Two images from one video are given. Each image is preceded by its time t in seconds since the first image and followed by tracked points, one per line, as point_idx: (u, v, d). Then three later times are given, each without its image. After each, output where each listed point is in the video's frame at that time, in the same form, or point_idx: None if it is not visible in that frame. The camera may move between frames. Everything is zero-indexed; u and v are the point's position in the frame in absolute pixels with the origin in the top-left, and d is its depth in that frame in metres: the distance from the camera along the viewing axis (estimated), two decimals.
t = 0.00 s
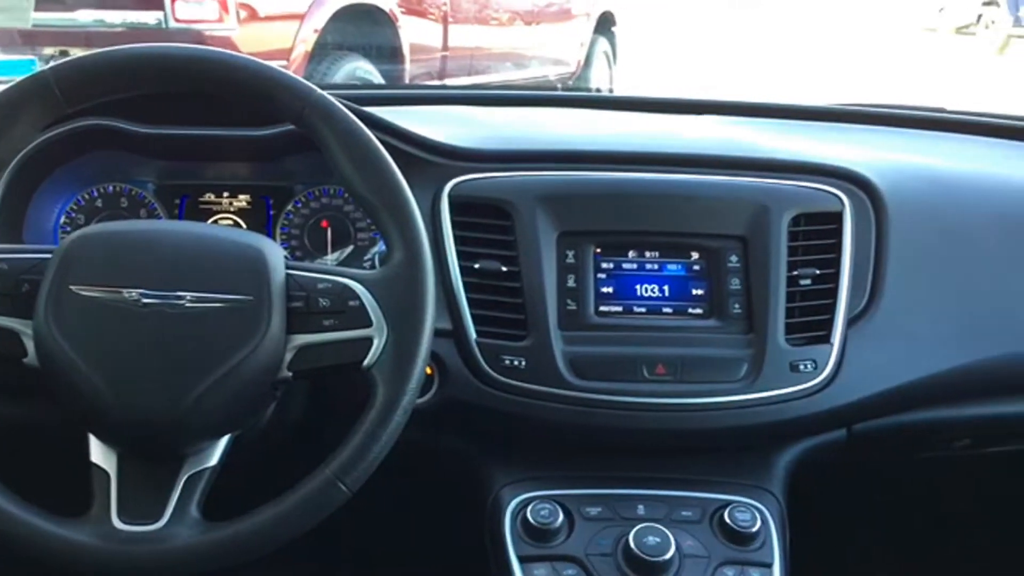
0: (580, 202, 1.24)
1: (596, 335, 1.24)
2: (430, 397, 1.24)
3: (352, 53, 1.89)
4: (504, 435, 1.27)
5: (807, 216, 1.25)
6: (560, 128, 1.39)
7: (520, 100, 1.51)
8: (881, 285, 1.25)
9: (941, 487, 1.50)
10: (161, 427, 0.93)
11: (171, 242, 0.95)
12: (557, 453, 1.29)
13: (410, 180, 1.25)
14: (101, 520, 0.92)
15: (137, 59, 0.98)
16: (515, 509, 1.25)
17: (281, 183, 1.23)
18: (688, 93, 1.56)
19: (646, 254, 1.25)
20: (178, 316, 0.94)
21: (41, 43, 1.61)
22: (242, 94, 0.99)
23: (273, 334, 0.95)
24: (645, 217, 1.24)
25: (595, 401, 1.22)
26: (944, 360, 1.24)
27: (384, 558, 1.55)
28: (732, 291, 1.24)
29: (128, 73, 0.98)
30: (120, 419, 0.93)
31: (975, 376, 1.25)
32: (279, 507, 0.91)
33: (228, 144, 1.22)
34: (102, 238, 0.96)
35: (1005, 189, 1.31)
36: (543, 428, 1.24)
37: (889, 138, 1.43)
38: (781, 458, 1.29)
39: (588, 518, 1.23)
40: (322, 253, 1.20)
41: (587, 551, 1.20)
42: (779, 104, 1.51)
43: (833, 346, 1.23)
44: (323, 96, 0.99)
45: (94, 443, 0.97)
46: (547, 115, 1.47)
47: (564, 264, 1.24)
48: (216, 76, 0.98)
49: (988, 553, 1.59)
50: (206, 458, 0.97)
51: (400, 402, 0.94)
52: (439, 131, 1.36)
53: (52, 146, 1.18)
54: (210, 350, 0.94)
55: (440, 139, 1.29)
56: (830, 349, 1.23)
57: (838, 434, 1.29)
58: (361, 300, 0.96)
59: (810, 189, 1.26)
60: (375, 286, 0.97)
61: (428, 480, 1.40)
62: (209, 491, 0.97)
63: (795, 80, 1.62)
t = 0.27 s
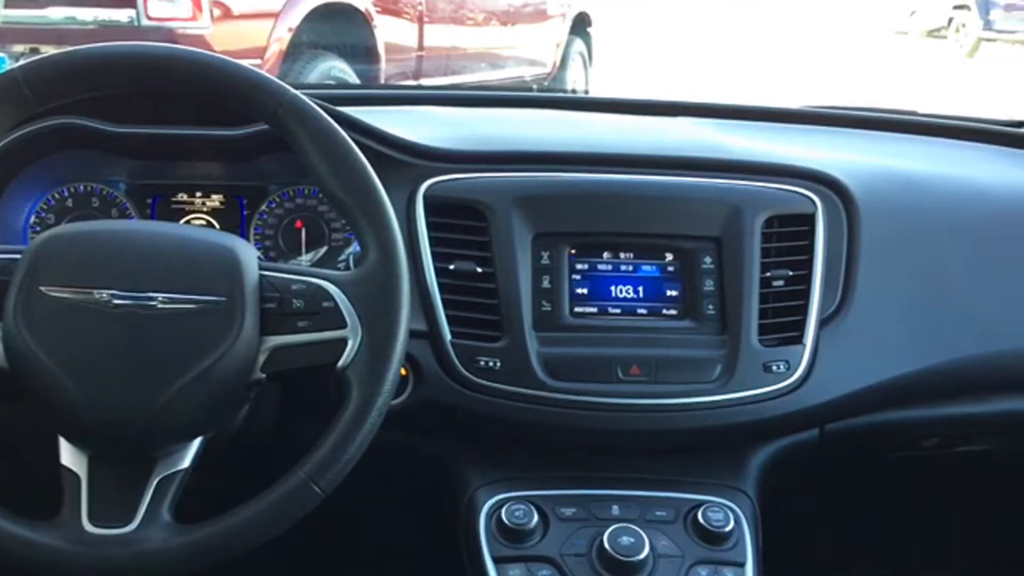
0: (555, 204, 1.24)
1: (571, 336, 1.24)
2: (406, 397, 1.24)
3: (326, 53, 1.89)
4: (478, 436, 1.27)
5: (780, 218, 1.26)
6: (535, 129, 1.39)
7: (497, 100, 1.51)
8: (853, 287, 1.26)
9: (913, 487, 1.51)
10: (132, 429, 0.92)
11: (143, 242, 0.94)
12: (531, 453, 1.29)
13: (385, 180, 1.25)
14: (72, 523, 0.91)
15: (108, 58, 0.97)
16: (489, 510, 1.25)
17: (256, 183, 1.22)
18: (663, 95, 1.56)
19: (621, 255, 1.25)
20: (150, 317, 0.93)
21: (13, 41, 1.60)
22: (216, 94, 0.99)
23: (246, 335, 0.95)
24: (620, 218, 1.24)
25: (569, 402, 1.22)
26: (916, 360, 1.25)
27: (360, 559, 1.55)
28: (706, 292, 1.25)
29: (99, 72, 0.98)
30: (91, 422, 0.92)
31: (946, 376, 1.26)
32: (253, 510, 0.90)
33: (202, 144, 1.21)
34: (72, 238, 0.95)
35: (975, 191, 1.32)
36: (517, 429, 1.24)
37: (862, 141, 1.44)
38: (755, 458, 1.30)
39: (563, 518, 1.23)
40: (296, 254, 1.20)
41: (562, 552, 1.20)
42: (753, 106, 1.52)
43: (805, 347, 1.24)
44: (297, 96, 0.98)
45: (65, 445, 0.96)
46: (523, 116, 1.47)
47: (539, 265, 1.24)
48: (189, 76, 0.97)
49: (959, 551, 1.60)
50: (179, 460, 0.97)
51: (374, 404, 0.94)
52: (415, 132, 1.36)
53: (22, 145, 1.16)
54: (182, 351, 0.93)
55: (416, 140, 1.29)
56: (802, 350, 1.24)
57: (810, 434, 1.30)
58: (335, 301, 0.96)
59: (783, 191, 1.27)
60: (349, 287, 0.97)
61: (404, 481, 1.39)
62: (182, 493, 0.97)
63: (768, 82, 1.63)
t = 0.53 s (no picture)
0: (530, 206, 1.25)
1: (546, 338, 1.24)
2: (380, 400, 1.24)
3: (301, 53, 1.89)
4: (453, 438, 1.27)
5: (753, 221, 1.27)
6: (511, 131, 1.39)
7: (473, 102, 1.51)
8: (825, 289, 1.27)
9: (884, 488, 1.52)
10: (102, 432, 0.91)
11: (114, 244, 0.94)
12: (506, 454, 1.29)
13: (359, 182, 1.25)
14: (40, 527, 0.90)
15: (79, 58, 0.97)
16: (463, 513, 1.25)
17: (228, 184, 1.22)
18: (638, 98, 1.57)
19: (595, 258, 1.25)
20: (121, 319, 0.92)
21: None
22: (188, 95, 0.98)
23: (219, 337, 0.94)
24: (594, 220, 1.25)
25: (543, 404, 1.23)
26: (887, 362, 1.26)
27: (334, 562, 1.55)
28: (681, 294, 1.25)
29: (69, 72, 0.97)
30: (60, 425, 0.92)
31: (917, 378, 1.27)
32: (226, 513, 0.90)
33: (175, 144, 1.21)
34: (42, 240, 0.94)
35: (945, 195, 1.34)
36: (492, 431, 1.24)
37: (834, 144, 1.45)
38: (728, 460, 1.30)
39: (537, 520, 1.23)
40: (270, 256, 1.19)
41: (535, 554, 1.20)
42: (727, 109, 1.53)
43: (778, 349, 1.25)
44: (271, 97, 0.98)
45: (34, 448, 0.95)
46: (498, 117, 1.47)
47: (514, 267, 1.24)
48: (161, 77, 0.97)
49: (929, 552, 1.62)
50: (150, 463, 0.96)
51: (348, 407, 0.93)
52: (389, 134, 1.36)
53: None
54: (154, 354, 0.93)
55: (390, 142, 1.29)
56: (775, 352, 1.25)
57: (783, 435, 1.31)
58: (308, 303, 0.95)
59: (756, 194, 1.27)
60: (324, 289, 0.97)
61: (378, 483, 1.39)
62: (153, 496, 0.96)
63: (742, 85, 1.64)
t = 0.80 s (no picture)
0: (504, 208, 1.25)
1: (519, 340, 1.24)
2: (353, 402, 1.23)
3: (275, 54, 1.88)
4: (426, 440, 1.27)
5: (725, 224, 1.27)
6: (485, 134, 1.39)
7: (447, 104, 1.51)
8: (796, 292, 1.28)
9: (854, 489, 1.53)
10: (70, 435, 0.91)
11: (83, 246, 0.93)
12: (479, 457, 1.29)
13: (332, 183, 1.25)
14: (6, 532, 0.90)
15: (47, 58, 0.96)
16: (436, 516, 1.25)
17: (200, 184, 1.21)
18: (612, 102, 1.58)
19: (568, 260, 1.26)
20: (90, 322, 0.91)
21: None
22: (159, 95, 0.97)
23: (190, 340, 0.93)
24: (568, 223, 1.25)
25: (517, 406, 1.23)
26: (857, 365, 1.27)
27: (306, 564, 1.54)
28: (654, 297, 1.26)
29: (38, 71, 0.96)
30: (27, 428, 0.90)
31: (887, 380, 1.29)
32: (196, 517, 0.89)
33: (147, 145, 1.21)
34: (9, 242, 0.93)
35: (915, 200, 1.35)
36: (465, 433, 1.24)
37: (806, 148, 1.46)
38: (700, 462, 1.31)
39: (510, 523, 1.23)
40: (241, 257, 1.18)
41: (508, 556, 1.20)
42: (700, 113, 1.53)
43: (750, 351, 1.26)
44: (243, 98, 0.97)
45: None
46: (472, 120, 1.47)
47: (488, 269, 1.24)
48: (131, 77, 0.96)
49: (899, 552, 1.63)
50: (119, 467, 0.95)
51: (320, 409, 0.92)
52: (363, 135, 1.36)
53: None
54: (123, 356, 0.92)
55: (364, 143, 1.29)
56: (747, 354, 1.26)
57: (755, 437, 1.31)
58: (281, 305, 0.95)
59: (729, 197, 1.28)
60: (296, 292, 0.96)
61: (351, 486, 1.38)
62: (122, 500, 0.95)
63: (714, 89, 1.65)
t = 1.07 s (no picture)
0: (477, 209, 1.25)
1: (493, 341, 1.24)
2: (327, 403, 1.23)
3: (248, 54, 1.87)
4: (399, 441, 1.26)
5: (698, 226, 1.28)
6: (459, 134, 1.39)
7: (422, 104, 1.50)
8: (769, 294, 1.28)
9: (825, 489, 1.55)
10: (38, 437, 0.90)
11: (50, 246, 0.92)
12: (453, 458, 1.29)
13: (306, 183, 1.24)
14: None
15: (16, 54, 0.95)
16: (410, 517, 1.24)
17: (170, 185, 1.20)
18: (586, 103, 1.58)
19: (542, 261, 1.26)
20: (59, 322, 0.91)
21: None
22: (130, 93, 0.97)
23: (160, 341, 0.92)
24: (542, 224, 1.25)
25: (490, 408, 1.22)
26: (829, 366, 1.28)
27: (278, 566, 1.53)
28: (627, 298, 1.26)
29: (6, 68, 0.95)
30: None
31: (858, 381, 1.30)
32: (167, 519, 0.88)
33: (118, 144, 1.20)
34: None
35: (886, 202, 1.36)
36: (438, 434, 1.24)
37: (778, 151, 1.47)
38: (673, 463, 1.31)
39: (484, 524, 1.23)
40: (213, 258, 1.17)
41: (482, 558, 1.19)
42: (674, 115, 1.54)
43: (723, 352, 1.26)
44: (215, 97, 0.97)
45: None
46: (446, 120, 1.46)
47: (461, 270, 1.24)
48: (101, 75, 0.95)
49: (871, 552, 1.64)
50: (88, 469, 0.94)
51: (293, 411, 0.92)
52: (337, 135, 1.35)
53: None
54: (93, 357, 0.91)
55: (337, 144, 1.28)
56: (720, 355, 1.26)
57: (727, 438, 1.32)
58: (253, 305, 0.94)
59: (702, 199, 1.28)
60: (268, 292, 0.95)
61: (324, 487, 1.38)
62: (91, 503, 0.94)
63: (687, 92, 1.65)
